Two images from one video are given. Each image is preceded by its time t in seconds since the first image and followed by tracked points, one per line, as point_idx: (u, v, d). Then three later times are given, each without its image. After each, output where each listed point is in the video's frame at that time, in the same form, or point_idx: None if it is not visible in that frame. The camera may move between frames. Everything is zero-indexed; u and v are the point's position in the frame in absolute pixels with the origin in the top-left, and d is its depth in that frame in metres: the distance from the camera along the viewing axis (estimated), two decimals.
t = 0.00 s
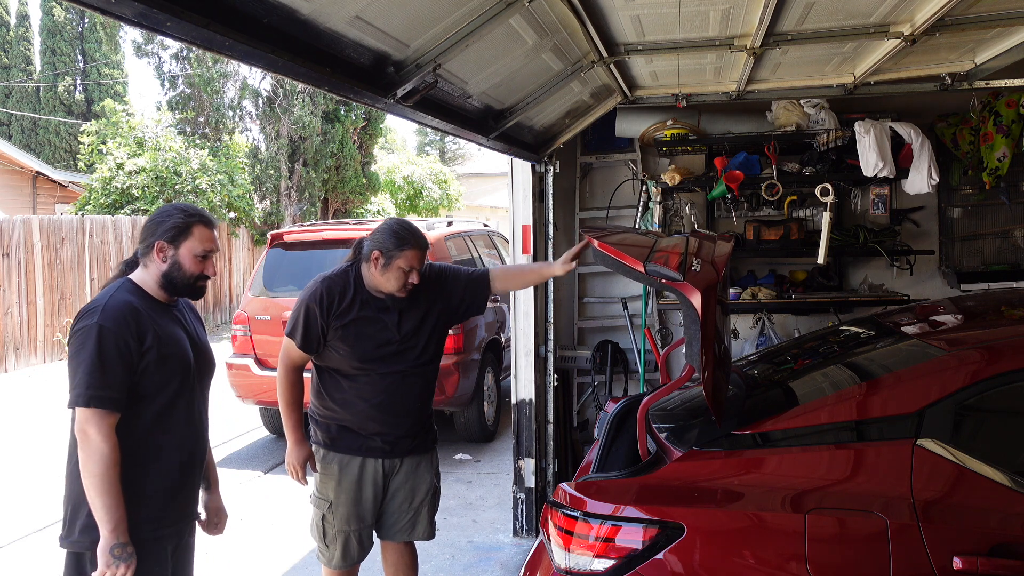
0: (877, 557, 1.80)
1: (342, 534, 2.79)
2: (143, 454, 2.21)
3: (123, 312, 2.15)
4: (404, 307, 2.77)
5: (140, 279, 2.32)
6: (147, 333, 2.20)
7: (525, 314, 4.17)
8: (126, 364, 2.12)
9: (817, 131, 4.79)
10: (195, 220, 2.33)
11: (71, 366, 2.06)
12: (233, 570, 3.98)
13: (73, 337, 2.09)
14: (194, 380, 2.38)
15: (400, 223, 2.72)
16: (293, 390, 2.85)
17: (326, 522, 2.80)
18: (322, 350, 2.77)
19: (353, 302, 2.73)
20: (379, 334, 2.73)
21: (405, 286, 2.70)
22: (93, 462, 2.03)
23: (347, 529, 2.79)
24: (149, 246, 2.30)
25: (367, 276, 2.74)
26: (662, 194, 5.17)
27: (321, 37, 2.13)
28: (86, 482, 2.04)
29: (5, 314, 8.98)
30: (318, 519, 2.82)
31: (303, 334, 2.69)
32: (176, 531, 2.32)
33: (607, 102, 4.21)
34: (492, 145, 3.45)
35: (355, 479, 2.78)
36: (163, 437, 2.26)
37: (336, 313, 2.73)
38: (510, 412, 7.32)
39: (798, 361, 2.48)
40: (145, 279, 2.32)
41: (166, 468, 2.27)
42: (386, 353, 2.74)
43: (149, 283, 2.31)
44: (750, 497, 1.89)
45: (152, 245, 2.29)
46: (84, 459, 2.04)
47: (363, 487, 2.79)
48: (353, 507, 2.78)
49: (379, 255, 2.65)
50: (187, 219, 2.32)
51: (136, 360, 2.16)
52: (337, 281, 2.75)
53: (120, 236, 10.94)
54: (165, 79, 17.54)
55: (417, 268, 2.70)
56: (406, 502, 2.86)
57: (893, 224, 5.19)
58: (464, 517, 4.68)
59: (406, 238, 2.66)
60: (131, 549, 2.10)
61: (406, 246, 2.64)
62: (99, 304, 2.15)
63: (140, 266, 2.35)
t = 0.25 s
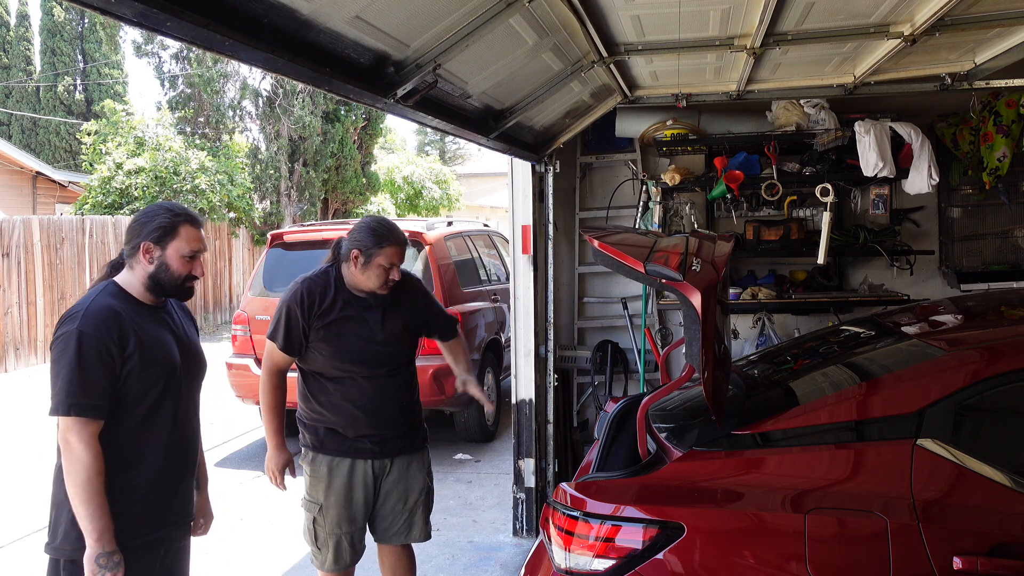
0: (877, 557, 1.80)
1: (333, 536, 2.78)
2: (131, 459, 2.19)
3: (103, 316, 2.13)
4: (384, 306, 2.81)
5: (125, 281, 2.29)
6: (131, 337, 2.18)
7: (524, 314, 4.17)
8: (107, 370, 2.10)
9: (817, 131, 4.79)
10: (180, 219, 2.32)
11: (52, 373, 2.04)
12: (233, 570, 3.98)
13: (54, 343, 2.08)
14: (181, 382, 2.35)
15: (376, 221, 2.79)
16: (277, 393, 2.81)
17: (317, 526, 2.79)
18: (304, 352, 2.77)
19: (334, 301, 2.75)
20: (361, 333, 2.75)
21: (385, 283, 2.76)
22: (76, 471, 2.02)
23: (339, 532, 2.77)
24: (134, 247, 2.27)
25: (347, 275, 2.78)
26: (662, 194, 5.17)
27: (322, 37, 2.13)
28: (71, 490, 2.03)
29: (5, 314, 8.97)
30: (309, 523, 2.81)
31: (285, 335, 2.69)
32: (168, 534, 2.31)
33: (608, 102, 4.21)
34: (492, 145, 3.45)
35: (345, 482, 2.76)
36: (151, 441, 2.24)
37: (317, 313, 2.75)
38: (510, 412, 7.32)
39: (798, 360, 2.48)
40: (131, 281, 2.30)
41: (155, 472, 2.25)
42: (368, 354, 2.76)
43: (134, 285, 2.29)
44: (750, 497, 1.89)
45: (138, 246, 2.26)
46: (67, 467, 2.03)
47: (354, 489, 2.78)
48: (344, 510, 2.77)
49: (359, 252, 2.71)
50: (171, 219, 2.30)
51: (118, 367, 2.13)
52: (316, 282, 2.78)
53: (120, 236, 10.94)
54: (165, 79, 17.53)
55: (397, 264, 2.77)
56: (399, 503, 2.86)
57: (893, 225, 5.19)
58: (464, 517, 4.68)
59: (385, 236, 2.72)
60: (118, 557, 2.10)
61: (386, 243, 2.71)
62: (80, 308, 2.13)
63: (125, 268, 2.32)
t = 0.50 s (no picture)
0: (877, 557, 1.80)
1: (332, 539, 2.79)
2: (111, 465, 2.15)
3: (76, 322, 2.06)
4: (376, 305, 2.82)
5: (100, 284, 2.23)
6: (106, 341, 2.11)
7: (524, 313, 4.17)
8: (82, 377, 2.04)
9: (817, 131, 4.79)
10: (154, 217, 2.25)
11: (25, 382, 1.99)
12: (233, 570, 3.98)
13: (26, 351, 2.02)
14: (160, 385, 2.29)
15: (370, 220, 2.80)
16: (264, 397, 2.79)
17: (315, 528, 2.80)
18: (295, 353, 2.76)
19: (326, 300, 2.75)
20: (354, 333, 2.75)
21: (378, 282, 2.77)
22: (56, 482, 1.97)
23: (336, 535, 2.79)
24: (108, 248, 2.20)
25: (339, 275, 2.79)
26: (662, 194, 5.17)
27: (322, 37, 2.13)
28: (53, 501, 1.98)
29: (5, 314, 8.97)
30: (306, 526, 2.82)
31: (276, 335, 2.69)
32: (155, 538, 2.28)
33: (608, 102, 4.20)
34: (492, 145, 3.45)
35: (343, 485, 2.76)
36: (132, 447, 2.19)
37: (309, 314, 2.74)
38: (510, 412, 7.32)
39: (798, 361, 2.48)
40: (106, 284, 2.22)
41: (137, 477, 2.21)
42: (360, 352, 2.75)
43: (110, 288, 2.22)
44: (750, 497, 1.89)
45: (112, 248, 2.19)
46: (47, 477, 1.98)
47: (351, 492, 2.78)
48: (342, 512, 2.78)
49: (352, 252, 2.71)
50: (146, 218, 2.23)
51: (94, 374, 2.08)
52: (307, 283, 2.77)
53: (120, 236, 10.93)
54: (165, 79, 17.52)
55: (389, 264, 2.78)
56: (400, 506, 2.84)
57: (893, 224, 5.19)
58: (464, 518, 4.68)
59: (378, 235, 2.74)
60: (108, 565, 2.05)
61: (379, 242, 2.72)
62: (51, 314, 2.07)
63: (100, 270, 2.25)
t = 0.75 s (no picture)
0: (877, 557, 1.80)
1: (337, 544, 2.79)
2: (85, 473, 2.08)
3: (42, 329, 1.97)
4: (381, 305, 2.82)
5: (71, 289, 2.12)
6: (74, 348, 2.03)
7: (524, 313, 4.17)
8: (49, 386, 1.95)
9: (817, 131, 4.79)
10: (127, 220, 2.14)
11: None
12: (233, 570, 3.98)
13: None
14: (136, 391, 2.21)
15: (374, 221, 2.80)
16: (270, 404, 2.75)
17: (320, 534, 2.80)
18: (300, 357, 2.74)
19: (331, 302, 2.74)
20: (359, 335, 2.75)
21: (383, 283, 2.77)
22: (26, 494, 1.89)
23: (342, 540, 2.79)
24: (80, 252, 2.09)
25: (344, 276, 2.78)
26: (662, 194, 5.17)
27: (322, 37, 2.13)
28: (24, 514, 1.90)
29: (5, 314, 8.97)
30: (312, 532, 2.82)
31: (281, 338, 2.66)
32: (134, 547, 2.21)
33: (608, 102, 4.20)
34: (492, 145, 3.45)
35: (346, 490, 2.76)
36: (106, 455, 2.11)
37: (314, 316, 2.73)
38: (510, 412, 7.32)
39: (798, 361, 2.48)
40: (77, 289, 2.11)
41: (113, 486, 2.14)
42: (366, 354, 2.75)
43: (80, 293, 2.11)
44: (750, 497, 1.89)
45: (84, 252, 2.08)
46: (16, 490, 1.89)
47: (354, 497, 2.78)
48: (346, 517, 2.78)
49: (357, 252, 2.71)
50: (118, 220, 2.12)
51: (63, 382, 2.00)
52: (312, 285, 2.76)
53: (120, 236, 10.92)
54: (165, 79, 17.51)
55: (394, 265, 2.78)
56: (407, 512, 2.84)
57: (893, 224, 5.19)
58: (464, 518, 4.68)
59: (383, 235, 2.74)
60: None
61: (384, 242, 2.72)
62: (17, 321, 1.98)
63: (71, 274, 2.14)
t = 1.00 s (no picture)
0: (877, 557, 1.80)
1: (348, 551, 2.76)
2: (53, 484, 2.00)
3: (5, 337, 1.91)
4: (411, 315, 2.76)
5: (42, 295, 2.04)
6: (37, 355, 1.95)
7: (524, 313, 4.18)
8: (9, 396, 1.88)
9: (817, 131, 4.79)
10: (102, 224, 2.08)
11: None
12: (234, 570, 3.98)
13: None
14: (111, 399, 2.13)
15: (408, 228, 2.76)
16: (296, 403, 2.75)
17: (331, 538, 2.78)
18: (325, 359, 2.72)
19: (360, 306, 2.71)
20: (385, 343, 2.70)
21: (413, 291, 2.72)
22: None
23: (352, 548, 2.75)
24: (52, 257, 2.02)
25: (375, 282, 2.75)
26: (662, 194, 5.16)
27: (322, 37, 2.13)
28: None
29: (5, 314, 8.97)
30: (324, 536, 2.80)
31: (306, 339, 2.66)
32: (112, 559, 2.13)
33: (608, 102, 4.20)
34: (492, 145, 3.45)
35: (359, 501, 2.71)
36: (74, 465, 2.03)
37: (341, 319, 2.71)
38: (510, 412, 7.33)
39: (798, 361, 2.48)
40: (48, 295, 2.04)
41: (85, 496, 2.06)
42: (391, 364, 2.70)
43: (51, 299, 2.04)
44: (750, 497, 1.89)
45: (56, 257, 2.01)
46: None
47: (367, 509, 2.73)
48: (358, 527, 2.73)
49: (388, 258, 2.68)
50: (93, 225, 2.05)
51: (28, 391, 1.93)
52: (343, 288, 2.75)
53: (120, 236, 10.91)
54: (165, 79, 17.52)
55: (426, 274, 2.72)
56: (421, 530, 2.77)
57: (893, 224, 5.19)
58: (464, 518, 4.68)
59: (415, 243, 2.69)
60: None
61: (415, 250, 2.67)
62: None
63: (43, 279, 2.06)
